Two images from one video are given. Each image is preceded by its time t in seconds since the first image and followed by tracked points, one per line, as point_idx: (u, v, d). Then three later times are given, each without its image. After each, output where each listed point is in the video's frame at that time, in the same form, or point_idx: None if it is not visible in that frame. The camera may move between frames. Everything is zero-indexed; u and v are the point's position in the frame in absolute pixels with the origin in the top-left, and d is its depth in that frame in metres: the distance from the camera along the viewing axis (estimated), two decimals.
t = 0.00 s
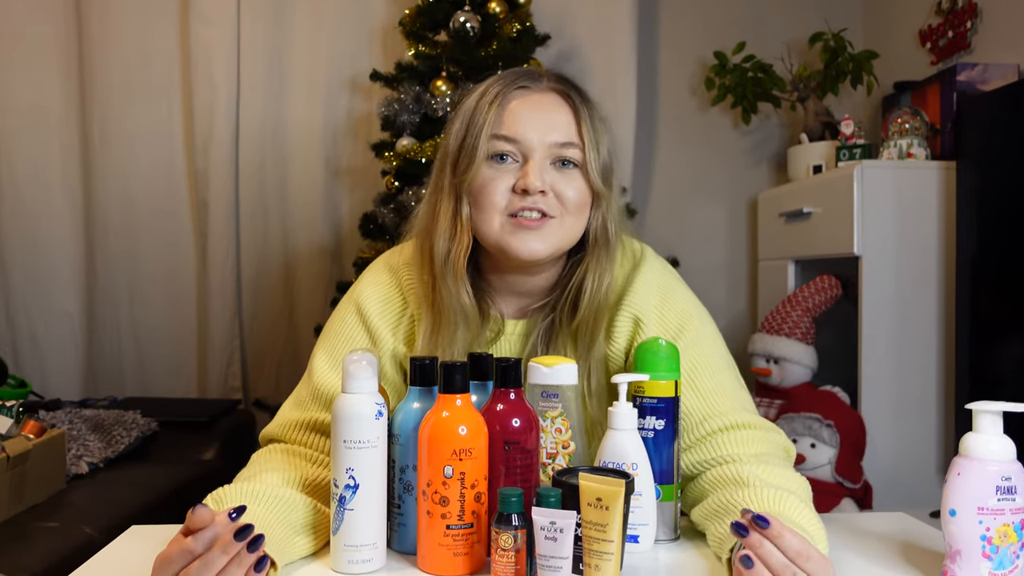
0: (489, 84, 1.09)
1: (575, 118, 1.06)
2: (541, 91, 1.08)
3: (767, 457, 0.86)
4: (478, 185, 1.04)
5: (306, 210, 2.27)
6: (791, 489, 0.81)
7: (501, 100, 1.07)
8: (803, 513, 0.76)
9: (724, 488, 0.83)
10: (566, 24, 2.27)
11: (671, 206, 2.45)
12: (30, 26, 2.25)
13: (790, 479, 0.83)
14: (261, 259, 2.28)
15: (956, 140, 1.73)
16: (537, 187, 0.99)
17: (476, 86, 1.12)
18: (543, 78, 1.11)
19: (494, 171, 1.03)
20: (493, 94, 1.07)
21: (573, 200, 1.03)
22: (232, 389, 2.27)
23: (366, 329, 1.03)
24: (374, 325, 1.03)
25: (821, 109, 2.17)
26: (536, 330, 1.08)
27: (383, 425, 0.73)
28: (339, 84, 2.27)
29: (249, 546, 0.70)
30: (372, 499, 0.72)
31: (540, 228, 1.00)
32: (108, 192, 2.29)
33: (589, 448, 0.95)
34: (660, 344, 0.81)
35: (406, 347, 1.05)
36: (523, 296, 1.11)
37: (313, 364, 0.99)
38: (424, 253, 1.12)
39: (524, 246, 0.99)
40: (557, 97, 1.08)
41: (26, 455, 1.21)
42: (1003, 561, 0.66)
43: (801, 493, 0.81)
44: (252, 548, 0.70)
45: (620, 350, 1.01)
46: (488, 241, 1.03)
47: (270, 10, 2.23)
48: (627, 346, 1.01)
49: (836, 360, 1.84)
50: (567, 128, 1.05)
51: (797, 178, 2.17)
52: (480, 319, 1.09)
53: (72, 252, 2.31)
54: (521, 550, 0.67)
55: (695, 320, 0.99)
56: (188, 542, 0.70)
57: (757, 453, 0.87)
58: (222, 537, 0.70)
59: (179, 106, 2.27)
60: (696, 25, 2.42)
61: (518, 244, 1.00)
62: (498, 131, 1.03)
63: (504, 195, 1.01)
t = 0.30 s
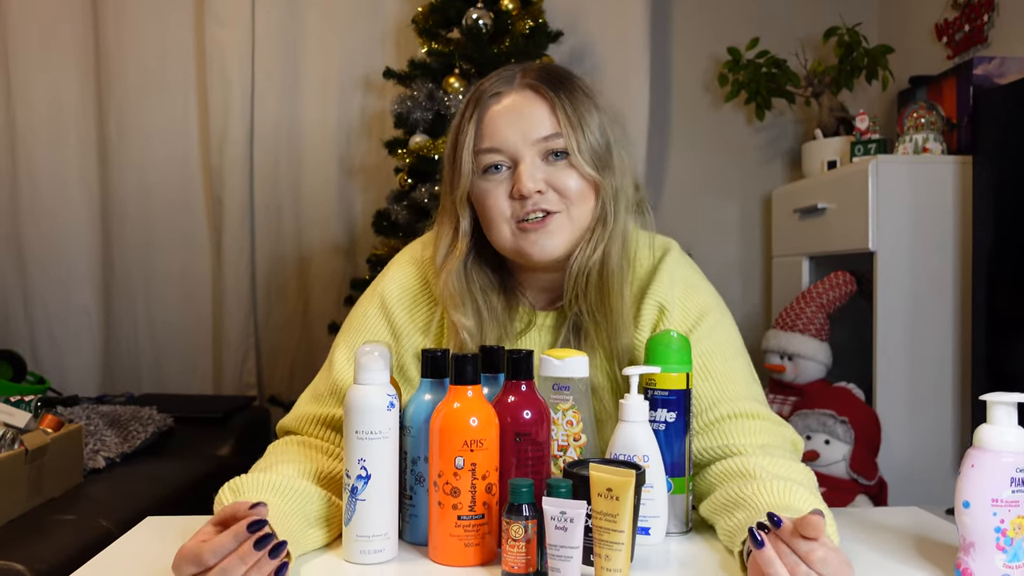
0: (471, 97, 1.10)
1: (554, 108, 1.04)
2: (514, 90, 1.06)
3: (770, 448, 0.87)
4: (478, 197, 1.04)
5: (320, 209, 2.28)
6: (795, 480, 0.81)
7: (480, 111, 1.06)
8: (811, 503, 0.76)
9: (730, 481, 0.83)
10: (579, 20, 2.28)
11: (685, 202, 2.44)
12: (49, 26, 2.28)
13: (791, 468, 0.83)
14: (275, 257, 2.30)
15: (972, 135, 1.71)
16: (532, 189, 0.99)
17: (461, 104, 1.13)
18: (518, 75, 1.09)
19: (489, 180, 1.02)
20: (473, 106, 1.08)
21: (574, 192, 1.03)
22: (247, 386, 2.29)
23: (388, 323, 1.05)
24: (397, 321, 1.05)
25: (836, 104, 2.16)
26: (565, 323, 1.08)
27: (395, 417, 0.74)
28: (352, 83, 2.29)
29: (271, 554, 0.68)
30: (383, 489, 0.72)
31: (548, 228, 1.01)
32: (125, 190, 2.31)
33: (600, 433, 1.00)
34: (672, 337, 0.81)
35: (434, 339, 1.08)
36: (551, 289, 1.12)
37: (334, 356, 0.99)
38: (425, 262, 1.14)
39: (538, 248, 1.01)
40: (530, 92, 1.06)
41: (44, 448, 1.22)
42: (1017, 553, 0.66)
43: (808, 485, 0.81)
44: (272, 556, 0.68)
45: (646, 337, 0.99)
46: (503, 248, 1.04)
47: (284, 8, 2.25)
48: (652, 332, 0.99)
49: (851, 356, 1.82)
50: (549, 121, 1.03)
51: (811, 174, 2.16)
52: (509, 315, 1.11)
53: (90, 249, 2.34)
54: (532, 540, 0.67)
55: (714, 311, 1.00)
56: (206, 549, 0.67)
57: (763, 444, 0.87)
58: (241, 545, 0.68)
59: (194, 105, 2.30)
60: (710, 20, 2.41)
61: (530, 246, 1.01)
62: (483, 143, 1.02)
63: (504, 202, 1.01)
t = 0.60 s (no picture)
0: (497, 87, 1.09)
1: (581, 108, 1.03)
2: (544, 85, 1.05)
3: (778, 446, 0.86)
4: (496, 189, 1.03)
5: (329, 206, 2.29)
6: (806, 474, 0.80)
7: (507, 102, 1.05)
8: (819, 496, 0.76)
9: (739, 474, 0.82)
10: (589, 17, 2.27)
11: (694, 199, 2.43)
12: (61, 25, 2.30)
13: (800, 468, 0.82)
14: (285, 255, 2.31)
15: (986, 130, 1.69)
16: (549, 186, 0.98)
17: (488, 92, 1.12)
18: (548, 69, 1.08)
19: (508, 173, 1.02)
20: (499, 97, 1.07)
21: (591, 194, 1.02)
22: (257, 383, 2.30)
23: (416, 319, 1.04)
24: (426, 316, 1.04)
25: (847, 100, 2.14)
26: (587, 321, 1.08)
27: (400, 410, 0.74)
28: (361, 81, 2.29)
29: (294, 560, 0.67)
30: (388, 482, 0.72)
31: (560, 226, 1.00)
32: (136, 188, 2.33)
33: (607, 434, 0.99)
34: (678, 331, 0.81)
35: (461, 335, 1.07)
36: (573, 284, 1.13)
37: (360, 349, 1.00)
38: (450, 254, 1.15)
39: (548, 246, 1.00)
40: (558, 88, 1.05)
41: (56, 442, 1.23)
42: None
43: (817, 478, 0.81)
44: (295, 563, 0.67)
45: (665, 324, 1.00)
46: (514, 241, 1.03)
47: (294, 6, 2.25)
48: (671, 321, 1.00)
49: (863, 354, 1.81)
50: (575, 121, 1.02)
51: (822, 171, 2.14)
52: (530, 309, 1.11)
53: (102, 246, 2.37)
54: (535, 534, 0.67)
55: (733, 300, 1.00)
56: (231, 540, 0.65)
57: (775, 442, 0.86)
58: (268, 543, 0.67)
59: (206, 103, 2.31)
60: (720, 16, 2.40)
61: (540, 242, 1.00)
62: (507, 135, 1.02)
63: (520, 197, 1.00)
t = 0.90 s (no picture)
0: (509, 77, 1.08)
1: (595, 108, 1.03)
2: (557, 82, 1.05)
3: (786, 442, 0.85)
4: (501, 182, 1.03)
5: (334, 204, 2.29)
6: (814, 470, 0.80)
7: (518, 96, 1.05)
8: (828, 493, 0.75)
9: (745, 470, 0.82)
10: (595, 13, 2.26)
11: (701, 197, 2.42)
12: (69, 23, 2.31)
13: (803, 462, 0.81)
14: (291, 252, 2.31)
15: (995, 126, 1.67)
16: (556, 184, 0.98)
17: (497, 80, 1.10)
18: (562, 65, 1.08)
19: (515, 167, 1.01)
20: (510, 88, 1.06)
21: (596, 194, 1.01)
22: (263, 380, 2.30)
23: (403, 313, 1.05)
24: (412, 310, 1.05)
25: (855, 97, 2.12)
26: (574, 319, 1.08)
27: (401, 404, 0.73)
28: (367, 78, 2.29)
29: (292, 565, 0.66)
30: (390, 477, 0.72)
31: (563, 226, 0.99)
32: (143, 186, 2.33)
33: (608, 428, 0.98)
34: (681, 325, 0.80)
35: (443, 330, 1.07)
36: (562, 282, 1.12)
37: (347, 345, 1.00)
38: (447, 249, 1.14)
39: (548, 245, 1.00)
40: (572, 86, 1.05)
41: (61, 438, 1.23)
42: None
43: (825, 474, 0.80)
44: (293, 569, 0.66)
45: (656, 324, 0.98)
46: (514, 237, 1.03)
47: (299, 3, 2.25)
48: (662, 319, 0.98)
49: (871, 352, 1.79)
50: (587, 121, 1.02)
51: (830, 168, 2.13)
52: (517, 309, 1.11)
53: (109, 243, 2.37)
54: (537, 528, 0.67)
55: (728, 296, 0.99)
56: (234, 541, 0.64)
57: (782, 437, 0.85)
58: (268, 545, 0.65)
59: (212, 101, 2.31)
60: (727, 12, 2.39)
61: (541, 240, 1.00)
62: (517, 129, 1.01)
63: (524, 193, 1.00)
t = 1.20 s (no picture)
0: (506, 70, 1.06)
1: (593, 115, 1.02)
2: (556, 83, 1.04)
3: (791, 437, 0.84)
4: (490, 181, 1.02)
5: (340, 203, 2.29)
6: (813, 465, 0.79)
7: (516, 94, 1.03)
8: (833, 490, 0.74)
9: (749, 467, 0.81)
10: (600, 12, 2.26)
11: (706, 195, 2.41)
12: (74, 22, 2.32)
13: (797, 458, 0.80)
14: (296, 251, 2.31)
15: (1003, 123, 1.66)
16: (546, 188, 0.98)
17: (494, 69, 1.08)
18: (562, 65, 1.07)
19: (506, 166, 1.01)
20: (507, 85, 1.04)
21: (585, 198, 1.01)
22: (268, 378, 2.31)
23: (389, 304, 1.06)
24: (397, 299, 1.06)
25: (861, 94, 2.11)
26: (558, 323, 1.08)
27: (404, 400, 0.73)
28: (371, 77, 2.29)
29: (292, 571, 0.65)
30: (393, 472, 0.72)
31: (549, 230, 0.99)
32: (148, 184, 2.34)
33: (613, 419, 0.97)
34: (685, 322, 0.80)
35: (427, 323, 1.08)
36: (545, 285, 1.10)
37: (338, 340, 1.00)
38: (435, 241, 1.14)
39: (531, 248, 1.00)
40: (571, 89, 1.04)
41: (66, 435, 1.23)
42: None
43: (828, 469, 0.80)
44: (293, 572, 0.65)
45: (644, 328, 1.00)
46: (498, 237, 1.03)
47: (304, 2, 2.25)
48: (652, 324, 1.00)
49: (876, 350, 1.78)
50: (583, 126, 1.01)
51: (836, 165, 2.12)
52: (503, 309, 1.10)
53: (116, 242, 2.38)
54: (540, 524, 0.67)
55: (721, 296, 0.99)
56: (234, 543, 0.62)
57: (786, 434, 0.85)
58: (267, 549, 0.64)
59: (217, 99, 2.32)
60: (732, 10, 2.38)
61: (524, 243, 1.00)
62: (510, 127, 1.00)
63: (513, 194, 1.00)
